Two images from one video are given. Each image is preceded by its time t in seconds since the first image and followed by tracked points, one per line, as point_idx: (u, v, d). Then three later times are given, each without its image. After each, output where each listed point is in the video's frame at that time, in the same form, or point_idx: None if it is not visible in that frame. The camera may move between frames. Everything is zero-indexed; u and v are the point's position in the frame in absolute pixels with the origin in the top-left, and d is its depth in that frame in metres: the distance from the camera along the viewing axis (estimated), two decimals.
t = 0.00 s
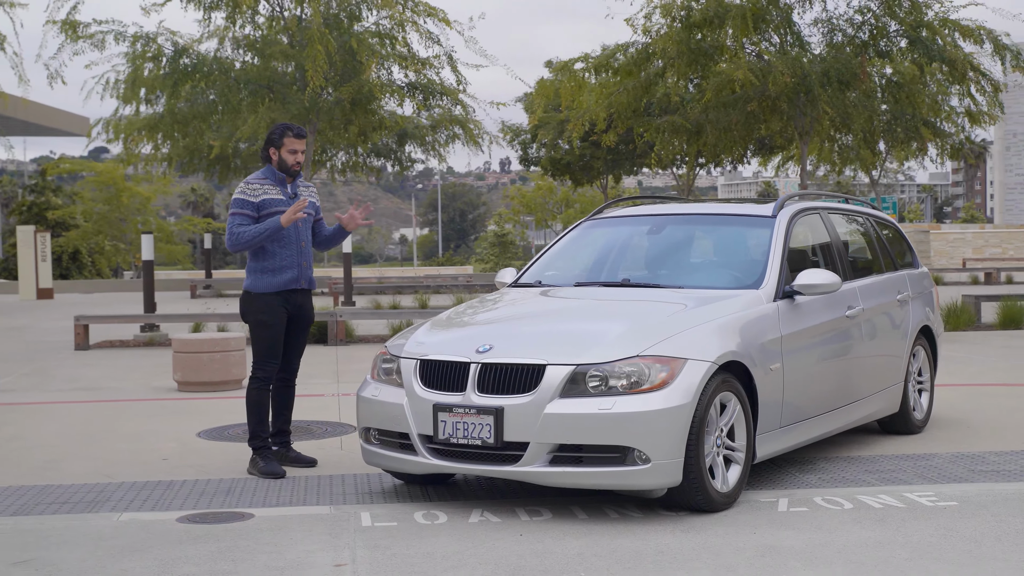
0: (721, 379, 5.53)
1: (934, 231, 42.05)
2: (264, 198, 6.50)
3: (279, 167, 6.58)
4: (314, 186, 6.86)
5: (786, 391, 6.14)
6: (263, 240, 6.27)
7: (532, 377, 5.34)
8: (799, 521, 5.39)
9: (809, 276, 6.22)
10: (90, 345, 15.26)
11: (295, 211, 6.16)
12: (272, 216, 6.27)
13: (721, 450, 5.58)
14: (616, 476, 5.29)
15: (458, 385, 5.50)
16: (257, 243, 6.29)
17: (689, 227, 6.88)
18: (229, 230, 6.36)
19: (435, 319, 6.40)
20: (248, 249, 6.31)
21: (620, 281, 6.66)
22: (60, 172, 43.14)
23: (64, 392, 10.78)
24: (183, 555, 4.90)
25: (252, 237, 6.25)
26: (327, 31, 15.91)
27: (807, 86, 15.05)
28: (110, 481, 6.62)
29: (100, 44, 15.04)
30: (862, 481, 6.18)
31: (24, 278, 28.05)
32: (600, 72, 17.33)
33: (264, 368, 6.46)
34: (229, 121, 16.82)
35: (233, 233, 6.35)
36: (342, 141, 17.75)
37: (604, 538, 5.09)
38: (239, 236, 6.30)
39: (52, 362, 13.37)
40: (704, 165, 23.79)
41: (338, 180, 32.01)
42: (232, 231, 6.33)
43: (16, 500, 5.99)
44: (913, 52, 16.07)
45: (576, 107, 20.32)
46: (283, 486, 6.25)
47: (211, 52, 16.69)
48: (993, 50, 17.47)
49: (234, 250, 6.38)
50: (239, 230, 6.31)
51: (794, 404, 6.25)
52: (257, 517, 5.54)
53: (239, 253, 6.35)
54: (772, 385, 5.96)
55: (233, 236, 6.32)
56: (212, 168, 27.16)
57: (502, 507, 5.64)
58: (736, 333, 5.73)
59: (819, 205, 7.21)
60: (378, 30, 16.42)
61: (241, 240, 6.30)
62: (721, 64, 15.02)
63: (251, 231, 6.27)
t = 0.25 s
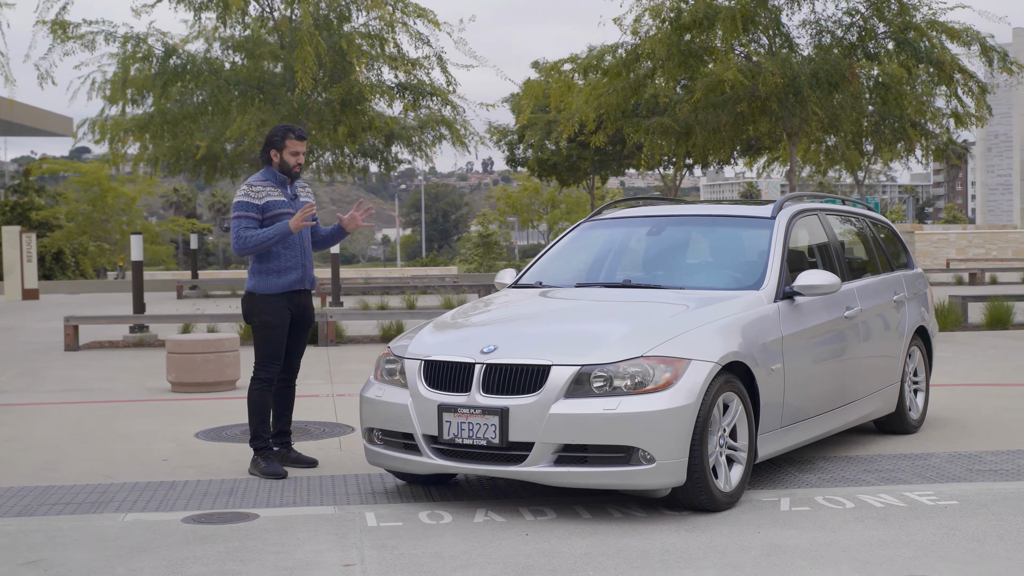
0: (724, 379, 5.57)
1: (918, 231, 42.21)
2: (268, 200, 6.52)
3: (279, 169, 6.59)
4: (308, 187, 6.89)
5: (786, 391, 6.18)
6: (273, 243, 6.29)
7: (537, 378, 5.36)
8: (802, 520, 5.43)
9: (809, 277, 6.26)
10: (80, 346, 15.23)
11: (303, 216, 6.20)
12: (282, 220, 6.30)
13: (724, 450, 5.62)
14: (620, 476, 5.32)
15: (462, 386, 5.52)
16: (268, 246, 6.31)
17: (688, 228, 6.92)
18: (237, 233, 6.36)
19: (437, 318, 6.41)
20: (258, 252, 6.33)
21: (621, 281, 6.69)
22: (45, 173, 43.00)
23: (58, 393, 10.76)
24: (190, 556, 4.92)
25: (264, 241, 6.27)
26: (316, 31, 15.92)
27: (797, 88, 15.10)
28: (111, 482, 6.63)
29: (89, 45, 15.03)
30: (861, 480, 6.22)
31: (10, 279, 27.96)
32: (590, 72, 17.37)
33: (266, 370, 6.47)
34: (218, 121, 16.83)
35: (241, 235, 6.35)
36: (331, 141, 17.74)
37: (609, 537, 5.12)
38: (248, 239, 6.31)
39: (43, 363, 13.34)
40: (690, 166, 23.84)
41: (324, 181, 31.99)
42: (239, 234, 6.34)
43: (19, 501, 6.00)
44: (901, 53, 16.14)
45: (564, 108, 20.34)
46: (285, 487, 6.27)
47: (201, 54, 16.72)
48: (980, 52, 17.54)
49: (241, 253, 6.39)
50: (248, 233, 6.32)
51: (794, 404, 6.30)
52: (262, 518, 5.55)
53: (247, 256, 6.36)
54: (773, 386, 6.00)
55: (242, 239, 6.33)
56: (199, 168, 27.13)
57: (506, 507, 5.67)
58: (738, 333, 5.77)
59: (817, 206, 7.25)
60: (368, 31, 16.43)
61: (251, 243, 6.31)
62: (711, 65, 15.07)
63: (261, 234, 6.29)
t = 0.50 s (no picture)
0: (728, 380, 5.59)
1: (904, 232, 42.35)
2: (272, 203, 6.53)
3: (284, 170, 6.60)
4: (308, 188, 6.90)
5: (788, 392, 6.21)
6: (282, 247, 6.32)
7: (543, 380, 5.38)
8: (806, 521, 5.46)
9: (811, 279, 6.29)
10: (71, 347, 15.20)
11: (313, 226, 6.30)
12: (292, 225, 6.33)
13: (728, 451, 5.64)
14: (626, 477, 5.34)
15: (467, 387, 5.54)
16: (277, 251, 6.34)
17: (689, 229, 6.94)
18: (243, 235, 6.37)
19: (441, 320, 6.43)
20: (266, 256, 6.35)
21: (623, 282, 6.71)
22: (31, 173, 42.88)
23: (53, 395, 10.74)
24: (199, 558, 4.92)
25: (273, 246, 6.30)
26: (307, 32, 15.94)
27: (788, 89, 15.16)
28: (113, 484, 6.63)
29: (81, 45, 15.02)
30: (862, 481, 6.25)
31: None
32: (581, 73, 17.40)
33: (270, 372, 6.48)
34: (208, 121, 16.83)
35: (248, 238, 6.36)
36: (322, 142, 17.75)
37: (616, 539, 5.14)
38: (256, 244, 6.32)
39: (35, 364, 13.31)
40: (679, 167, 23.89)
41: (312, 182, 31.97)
42: (247, 237, 6.35)
43: (23, 503, 6.00)
44: (890, 55, 16.21)
45: (555, 109, 20.37)
46: (289, 489, 6.28)
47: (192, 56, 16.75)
48: (969, 53, 17.63)
49: (246, 256, 6.39)
50: (255, 237, 6.34)
51: (796, 405, 6.32)
52: (267, 519, 5.56)
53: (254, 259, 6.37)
54: (776, 387, 6.03)
55: (249, 242, 6.34)
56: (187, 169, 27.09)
57: (511, 508, 5.69)
58: (742, 335, 5.79)
59: (816, 208, 7.28)
60: (360, 32, 16.44)
61: (259, 247, 6.33)
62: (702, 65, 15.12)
63: (270, 239, 6.32)
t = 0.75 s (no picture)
0: (740, 380, 5.61)
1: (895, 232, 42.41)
2: (283, 200, 6.54)
3: (294, 169, 6.62)
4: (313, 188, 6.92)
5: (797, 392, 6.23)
6: (296, 246, 6.35)
7: (556, 379, 5.39)
8: (817, 519, 5.48)
9: (820, 279, 6.31)
10: (67, 347, 15.16)
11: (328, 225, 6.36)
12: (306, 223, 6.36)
13: (739, 451, 5.66)
14: (639, 476, 5.35)
15: (480, 387, 5.54)
16: (291, 248, 6.36)
17: (697, 229, 6.95)
18: (256, 233, 6.38)
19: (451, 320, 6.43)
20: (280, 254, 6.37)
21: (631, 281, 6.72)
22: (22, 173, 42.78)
23: (53, 395, 10.72)
24: (214, 557, 4.93)
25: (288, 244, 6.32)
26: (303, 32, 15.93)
27: (785, 90, 15.18)
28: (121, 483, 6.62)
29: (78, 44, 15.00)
30: (870, 481, 6.27)
31: None
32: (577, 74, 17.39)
33: (279, 371, 6.48)
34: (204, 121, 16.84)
35: (261, 236, 6.37)
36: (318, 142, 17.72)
37: (629, 538, 5.16)
38: (270, 241, 6.34)
39: (33, 364, 13.27)
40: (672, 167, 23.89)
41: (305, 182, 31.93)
42: (261, 235, 6.36)
43: (33, 502, 5.99)
44: (885, 56, 16.23)
45: (550, 109, 20.38)
46: (298, 488, 6.28)
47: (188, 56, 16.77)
48: (963, 54, 17.68)
49: (259, 254, 6.40)
50: (269, 235, 6.35)
51: (805, 404, 6.35)
52: (280, 519, 5.56)
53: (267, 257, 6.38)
54: (785, 387, 6.05)
55: (263, 240, 6.35)
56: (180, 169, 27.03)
57: (523, 507, 5.70)
58: (752, 334, 5.81)
59: (822, 208, 7.30)
60: (357, 32, 16.42)
61: (273, 245, 6.34)
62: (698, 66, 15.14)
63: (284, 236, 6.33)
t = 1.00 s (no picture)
0: (748, 380, 5.64)
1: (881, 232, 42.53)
2: (289, 200, 6.54)
3: (298, 168, 6.62)
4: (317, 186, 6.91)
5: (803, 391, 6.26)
6: (302, 245, 6.36)
7: (566, 380, 5.41)
8: (826, 518, 5.51)
9: (825, 279, 6.34)
10: (59, 348, 15.13)
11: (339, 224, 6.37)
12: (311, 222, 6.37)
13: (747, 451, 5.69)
14: (649, 476, 5.37)
15: (490, 386, 5.56)
16: (296, 248, 6.38)
17: (701, 229, 6.97)
18: (262, 234, 6.39)
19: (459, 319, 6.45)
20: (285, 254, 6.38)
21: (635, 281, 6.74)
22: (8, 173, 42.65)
23: (50, 395, 10.70)
24: (228, 558, 4.93)
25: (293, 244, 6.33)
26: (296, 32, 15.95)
27: (777, 90, 15.24)
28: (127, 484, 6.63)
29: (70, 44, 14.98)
30: (875, 480, 6.31)
31: None
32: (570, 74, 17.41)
33: (285, 372, 6.49)
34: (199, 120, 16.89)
35: (267, 237, 6.38)
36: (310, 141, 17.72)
37: (641, 537, 5.18)
38: (277, 242, 6.35)
39: (27, 364, 13.24)
40: (662, 167, 23.93)
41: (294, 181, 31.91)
42: (267, 236, 6.37)
43: (40, 503, 5.99)
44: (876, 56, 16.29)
45: (541, 110, 20.42)
46: (304, 488, 6.29)
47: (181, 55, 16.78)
48: (952, 55, 17.76)
49: (265, 254, 6.41)
50: (274, 235, 6.37)
51: (810, 404, 6.38)
52: (290, 519, 5.57)
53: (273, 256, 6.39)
54: (791, 387, 6.08)
55: (269, 240, 6.36)
56: (169, 169, 26.99)
57: (532, 507, 5.72)
58: (760, 334, 5.83)
59: (825, 208, 7.34)
60: (349, 32, 16.42)
61: (279, 244, 6.36)
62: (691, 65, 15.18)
63: (290, 236, 6.35)
